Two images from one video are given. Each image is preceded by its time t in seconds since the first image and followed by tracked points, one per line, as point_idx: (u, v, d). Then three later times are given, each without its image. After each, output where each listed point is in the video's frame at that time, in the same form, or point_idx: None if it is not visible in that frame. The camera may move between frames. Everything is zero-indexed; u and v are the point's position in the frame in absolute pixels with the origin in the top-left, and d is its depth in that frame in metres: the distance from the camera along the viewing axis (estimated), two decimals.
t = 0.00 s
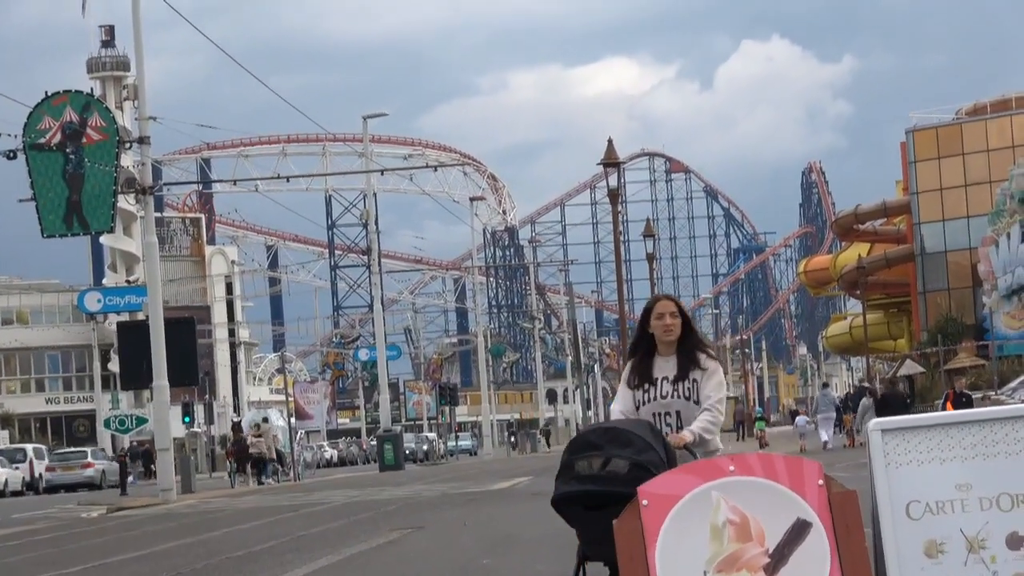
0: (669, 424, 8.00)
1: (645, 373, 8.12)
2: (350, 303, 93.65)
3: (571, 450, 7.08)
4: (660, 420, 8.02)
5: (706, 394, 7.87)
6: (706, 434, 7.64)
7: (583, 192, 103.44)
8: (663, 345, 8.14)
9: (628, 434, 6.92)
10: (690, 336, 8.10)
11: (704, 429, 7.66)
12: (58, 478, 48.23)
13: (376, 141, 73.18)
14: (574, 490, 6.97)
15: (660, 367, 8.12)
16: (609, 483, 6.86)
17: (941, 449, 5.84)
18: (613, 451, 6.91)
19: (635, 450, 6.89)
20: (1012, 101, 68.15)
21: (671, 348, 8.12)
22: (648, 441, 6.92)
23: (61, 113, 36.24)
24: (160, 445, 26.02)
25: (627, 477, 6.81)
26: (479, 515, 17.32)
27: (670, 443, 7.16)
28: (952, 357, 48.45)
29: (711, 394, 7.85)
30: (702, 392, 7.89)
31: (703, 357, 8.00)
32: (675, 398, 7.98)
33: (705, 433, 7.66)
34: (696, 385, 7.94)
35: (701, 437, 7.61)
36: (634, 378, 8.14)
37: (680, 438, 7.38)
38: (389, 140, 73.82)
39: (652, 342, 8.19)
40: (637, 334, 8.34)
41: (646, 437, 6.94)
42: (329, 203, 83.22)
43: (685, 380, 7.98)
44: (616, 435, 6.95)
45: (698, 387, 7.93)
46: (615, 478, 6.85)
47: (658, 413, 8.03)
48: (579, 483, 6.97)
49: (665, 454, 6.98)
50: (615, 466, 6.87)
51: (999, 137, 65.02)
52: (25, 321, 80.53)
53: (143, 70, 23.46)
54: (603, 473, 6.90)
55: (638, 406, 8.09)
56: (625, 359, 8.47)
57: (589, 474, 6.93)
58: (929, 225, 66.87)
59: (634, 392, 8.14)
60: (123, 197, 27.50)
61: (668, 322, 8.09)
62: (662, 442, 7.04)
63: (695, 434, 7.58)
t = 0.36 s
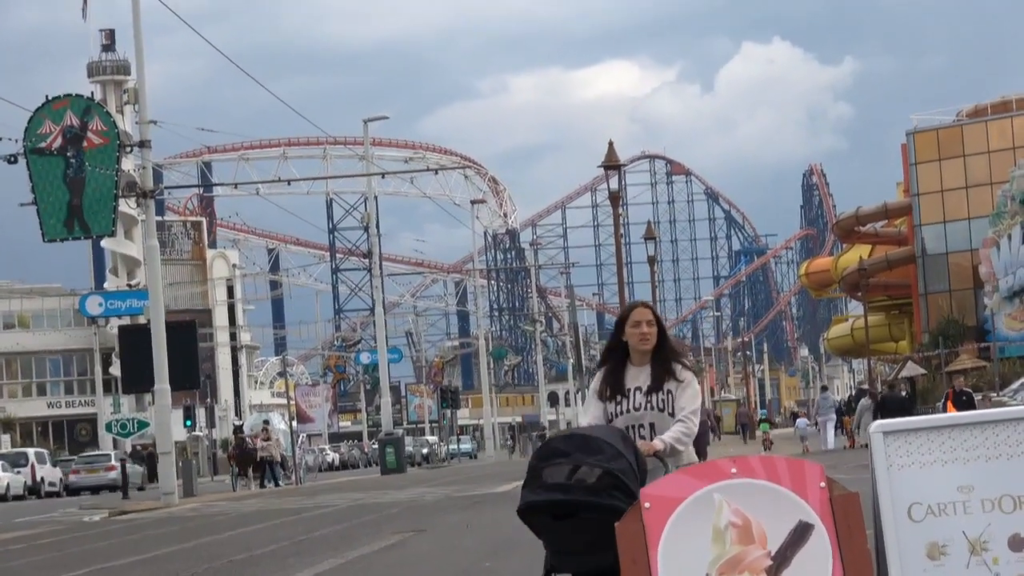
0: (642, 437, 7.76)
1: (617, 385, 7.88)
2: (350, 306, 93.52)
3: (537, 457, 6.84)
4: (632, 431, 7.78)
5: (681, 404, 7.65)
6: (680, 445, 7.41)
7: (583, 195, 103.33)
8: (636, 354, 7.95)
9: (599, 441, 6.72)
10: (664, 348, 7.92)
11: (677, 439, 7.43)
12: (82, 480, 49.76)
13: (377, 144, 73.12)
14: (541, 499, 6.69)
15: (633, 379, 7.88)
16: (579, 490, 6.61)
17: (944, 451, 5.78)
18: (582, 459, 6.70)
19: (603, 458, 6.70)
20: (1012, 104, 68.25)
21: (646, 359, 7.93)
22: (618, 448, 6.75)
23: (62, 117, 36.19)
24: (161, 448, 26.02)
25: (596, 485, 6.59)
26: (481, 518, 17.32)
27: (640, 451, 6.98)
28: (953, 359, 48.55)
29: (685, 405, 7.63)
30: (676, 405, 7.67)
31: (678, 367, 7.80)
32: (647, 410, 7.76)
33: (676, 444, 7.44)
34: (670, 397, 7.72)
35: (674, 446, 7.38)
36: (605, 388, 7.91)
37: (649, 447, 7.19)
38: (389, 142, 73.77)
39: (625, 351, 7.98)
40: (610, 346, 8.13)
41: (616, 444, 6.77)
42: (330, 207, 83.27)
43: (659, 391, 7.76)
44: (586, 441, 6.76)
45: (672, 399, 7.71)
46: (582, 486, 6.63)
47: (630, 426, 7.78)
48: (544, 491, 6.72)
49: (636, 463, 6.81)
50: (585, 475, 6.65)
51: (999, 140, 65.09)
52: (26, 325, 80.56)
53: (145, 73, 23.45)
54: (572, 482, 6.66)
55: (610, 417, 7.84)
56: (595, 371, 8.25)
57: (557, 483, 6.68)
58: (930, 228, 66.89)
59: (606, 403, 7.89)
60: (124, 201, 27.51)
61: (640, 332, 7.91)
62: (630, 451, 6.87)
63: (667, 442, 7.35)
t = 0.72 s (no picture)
0: (609, 437, 7.31)
1: (585, 383, 7.43)
2: (349, 310, 93.75)
3: (492, 468, 5.80)
4: (599, 431, 7.33)
5: (648, 404, 7.21)
6: (643, 446, 6.98)
7: (582, 199, 103.61)
8: (604, 351, 7.48)
9: (558, 449, 5.78)
10: (632, 343, 7.48)
11: (643, 441, 6.99)
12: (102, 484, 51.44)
13: (376, 148, 73.28)
14: (497, 510, 5.66)
15: (600, 376, 7.44)
16: (539, 501, 5.63)
17: (943, 453, 5.62)
18: (541, 468, 5.73)
19: (564, 465, 5.77)
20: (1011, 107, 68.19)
21: (614, 356, 7.46)
22: (579, 456, 5.83)
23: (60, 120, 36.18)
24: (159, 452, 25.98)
25: (557, 496, 5.63)
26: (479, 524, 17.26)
27: (601, 462, 6.08)
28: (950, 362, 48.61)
29: (652, 406, 7.18)
30: (643, 402, 7.23)
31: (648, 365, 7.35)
32: (616, 409, 7.30)
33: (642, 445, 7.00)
34: (637, 394, 7.27)
35: (637, 449, 6.94)
36: (572, 385, 7.47)
37: (614, 453, 6.70)
38: (388, 146, 73.92)
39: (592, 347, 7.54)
40: (577, 341, 7.67)
41: (576, 453, 5.85)
42: (329, 210, 83.30)
43: (626, 389, 7.31)
44: (545, 449, 5.80)
45: (639, 397, 7.26)
46: (542, 496, 5.64)
47: (597, 426, 7.34)
48: (501, 503, 5.68)
49: (598, 474, 5.90)
50: (544, 486, 5.67)
51: (998, 142, 64.96)
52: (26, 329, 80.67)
53: (142, 78, 23.40)
54: (532, 492, 5.66)
55: (577, 417, 7.40)
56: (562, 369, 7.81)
57: (517, 494, 5.66)
58: (929, 230, 66.98)
59: (573, 401, 7.46)
60: (122, 204, 27.46)
61: (608, 328, 7.46)
62: (594, 460, 5.95)
63: (629, 446, 6.89)
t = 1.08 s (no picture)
0: (561, 447, 7.47)
1: (535, 392, 7.58)
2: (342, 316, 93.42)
3: (445, 485, 5.64)
4: (551, 440, 7.48)
5: (602, 411, 7.35)
6: (603, 456, 7.09)
7: (575, 203, 103.38)
8: (555, 359, 7.64)
9: (515, 462, 5.62)
10: (584, 349, 7.62)
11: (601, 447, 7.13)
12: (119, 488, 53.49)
13: (369, 153, 73.20)
14: (452, 526, 5.48)
15: (553, 383, 7.58)
16: (496, 516, 5.45)
17: (935, 458, 6.02)
18: (498, 481, 5.55)
19: (521, 478, 5.61)
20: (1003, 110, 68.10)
21: (566, 362, 7.61)
22: (535, 468, 5.68)
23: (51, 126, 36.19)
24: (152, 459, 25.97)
25: (513, 509, 5.46)
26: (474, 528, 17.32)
27: (558, 472, 5.93)
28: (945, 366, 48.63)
29: (607, 412, 7.32)
30: (599, 411, 7.37)
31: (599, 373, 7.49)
32: (569, 417, 7.45)
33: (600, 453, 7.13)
34: (591, 401, 7.41)
35: (597, 459, 7.07)
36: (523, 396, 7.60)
37: (573, 464, 6.80)
38: (381, 152, 73.82)
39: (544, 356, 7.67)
40: (528, 348, 7.83)
41: (533, 465, 5.69)
42: (323, 216, 83.18)
43: (580, 397, 7.45)
44: (502, 461, 5.62)
45: (593, 405, 7.41)
46: (499, 509, 5.47)
47: (549, 436, 7.48)
48: (457, 517, 5.51)
49: (554, 485, 5.75)
50: (501, 498, 5.50)
51: (990, 145, 64.82)
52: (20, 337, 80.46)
53: (134, 85, 23.40)
54: (488, 506, 5.48)
55: (529, 425, 7.53)
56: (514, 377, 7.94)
57: (471, 506, 5.49)
58: (922, 234, 67.10)
59: (526, 409, 7.58)
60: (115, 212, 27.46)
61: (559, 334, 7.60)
62: (550, 473, 5.78)
63: (590, 456, 7.03)
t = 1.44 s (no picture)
0: (534, 469, 7.13)
1: (505, 411, 7.23)
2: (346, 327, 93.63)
3: (410, 497, 5.69)
4: (522, 463, 7.14)
5: (578, 435, 7.03)
6: (574, 478, 6.76)
7: (577, 214, 103.66)
8: (526, 377, 7.31)
9: (481, 477, 5.65)
10: (559, 369, 7.28)
11: (573, 471, 6.81)
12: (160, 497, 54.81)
13: (371, 164, 73.29)
14: (413, 544, 5.54)
15: (525, 402, 7.25)
16: (457, 534, 5.52)
17: (938, 467, 5.84)
18: (463, 497, 5.59)
19: (486, 496, 5.64)
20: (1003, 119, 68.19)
21: (537, 380, 7.29)
22: (504, 485, 5.69)
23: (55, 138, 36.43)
24: (157, 470, 25.99)
25: (478, 526, 5.52)
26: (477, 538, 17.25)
27: (524, 486, 5.94)
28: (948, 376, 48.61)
29: (580, 436, 7.00)
30: (573, 433, 7.04)
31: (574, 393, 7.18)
32: (539, 439, 7.13)
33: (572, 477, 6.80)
34: (565, 424, 7.09)
35: (568, 479, 6.73)
36: (493, 415, 7.26)
37: (539, 481, 6.50)
38: (384, 162, 73.93)
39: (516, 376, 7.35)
40: (497, 366, 7.50)
41: (500, 479, 5.71)
42: (326, 226, 83.21)
43: (554, 418, 7.12)
44: (464, 479, 5.65)
45: (569, 427, 7.08)
46: (464, 527, 5.52)
47: (520, 458, 7.14)
48: (417, 536, 5.57)
49: (522, 503, 5.77)
50: (467, 515, 5.55)
51: (993, 155, 64.99)
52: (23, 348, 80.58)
53: (136, 99, 23.41)
54: (453, 522, 5.54)
55: (498, 447, 7.18)
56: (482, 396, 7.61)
57: (435, 523, 5.54)
58: (925, 243, 67.10)
59: (493, 431, 7.23)
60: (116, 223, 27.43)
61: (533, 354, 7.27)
62: (519, 488, 5.81)
63: (559, 476, 6.71)
